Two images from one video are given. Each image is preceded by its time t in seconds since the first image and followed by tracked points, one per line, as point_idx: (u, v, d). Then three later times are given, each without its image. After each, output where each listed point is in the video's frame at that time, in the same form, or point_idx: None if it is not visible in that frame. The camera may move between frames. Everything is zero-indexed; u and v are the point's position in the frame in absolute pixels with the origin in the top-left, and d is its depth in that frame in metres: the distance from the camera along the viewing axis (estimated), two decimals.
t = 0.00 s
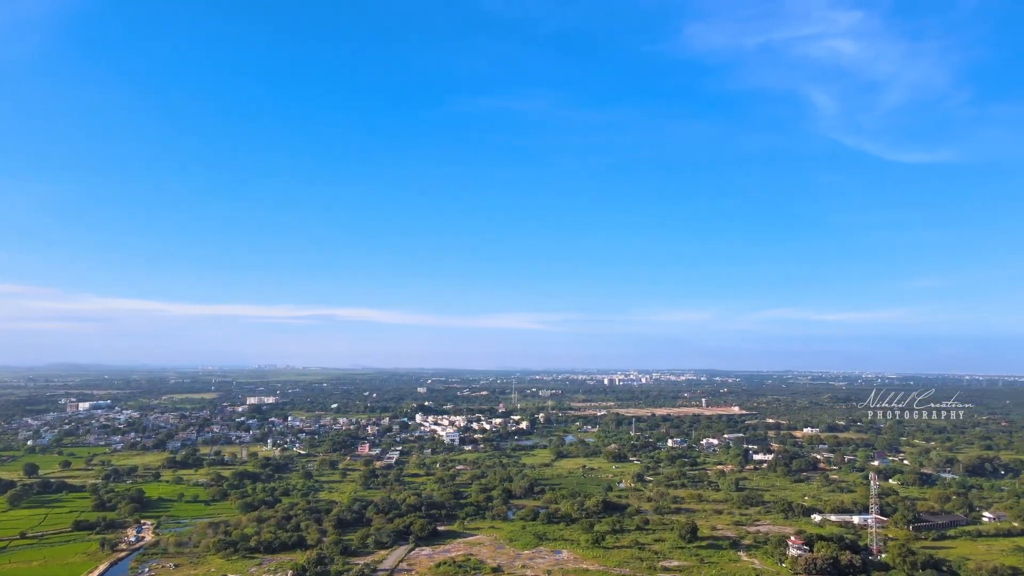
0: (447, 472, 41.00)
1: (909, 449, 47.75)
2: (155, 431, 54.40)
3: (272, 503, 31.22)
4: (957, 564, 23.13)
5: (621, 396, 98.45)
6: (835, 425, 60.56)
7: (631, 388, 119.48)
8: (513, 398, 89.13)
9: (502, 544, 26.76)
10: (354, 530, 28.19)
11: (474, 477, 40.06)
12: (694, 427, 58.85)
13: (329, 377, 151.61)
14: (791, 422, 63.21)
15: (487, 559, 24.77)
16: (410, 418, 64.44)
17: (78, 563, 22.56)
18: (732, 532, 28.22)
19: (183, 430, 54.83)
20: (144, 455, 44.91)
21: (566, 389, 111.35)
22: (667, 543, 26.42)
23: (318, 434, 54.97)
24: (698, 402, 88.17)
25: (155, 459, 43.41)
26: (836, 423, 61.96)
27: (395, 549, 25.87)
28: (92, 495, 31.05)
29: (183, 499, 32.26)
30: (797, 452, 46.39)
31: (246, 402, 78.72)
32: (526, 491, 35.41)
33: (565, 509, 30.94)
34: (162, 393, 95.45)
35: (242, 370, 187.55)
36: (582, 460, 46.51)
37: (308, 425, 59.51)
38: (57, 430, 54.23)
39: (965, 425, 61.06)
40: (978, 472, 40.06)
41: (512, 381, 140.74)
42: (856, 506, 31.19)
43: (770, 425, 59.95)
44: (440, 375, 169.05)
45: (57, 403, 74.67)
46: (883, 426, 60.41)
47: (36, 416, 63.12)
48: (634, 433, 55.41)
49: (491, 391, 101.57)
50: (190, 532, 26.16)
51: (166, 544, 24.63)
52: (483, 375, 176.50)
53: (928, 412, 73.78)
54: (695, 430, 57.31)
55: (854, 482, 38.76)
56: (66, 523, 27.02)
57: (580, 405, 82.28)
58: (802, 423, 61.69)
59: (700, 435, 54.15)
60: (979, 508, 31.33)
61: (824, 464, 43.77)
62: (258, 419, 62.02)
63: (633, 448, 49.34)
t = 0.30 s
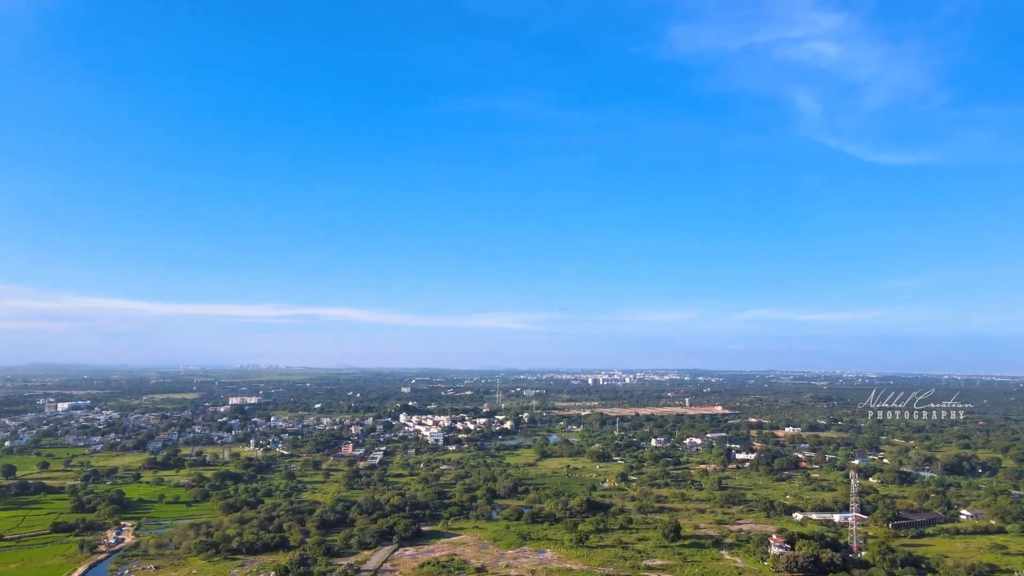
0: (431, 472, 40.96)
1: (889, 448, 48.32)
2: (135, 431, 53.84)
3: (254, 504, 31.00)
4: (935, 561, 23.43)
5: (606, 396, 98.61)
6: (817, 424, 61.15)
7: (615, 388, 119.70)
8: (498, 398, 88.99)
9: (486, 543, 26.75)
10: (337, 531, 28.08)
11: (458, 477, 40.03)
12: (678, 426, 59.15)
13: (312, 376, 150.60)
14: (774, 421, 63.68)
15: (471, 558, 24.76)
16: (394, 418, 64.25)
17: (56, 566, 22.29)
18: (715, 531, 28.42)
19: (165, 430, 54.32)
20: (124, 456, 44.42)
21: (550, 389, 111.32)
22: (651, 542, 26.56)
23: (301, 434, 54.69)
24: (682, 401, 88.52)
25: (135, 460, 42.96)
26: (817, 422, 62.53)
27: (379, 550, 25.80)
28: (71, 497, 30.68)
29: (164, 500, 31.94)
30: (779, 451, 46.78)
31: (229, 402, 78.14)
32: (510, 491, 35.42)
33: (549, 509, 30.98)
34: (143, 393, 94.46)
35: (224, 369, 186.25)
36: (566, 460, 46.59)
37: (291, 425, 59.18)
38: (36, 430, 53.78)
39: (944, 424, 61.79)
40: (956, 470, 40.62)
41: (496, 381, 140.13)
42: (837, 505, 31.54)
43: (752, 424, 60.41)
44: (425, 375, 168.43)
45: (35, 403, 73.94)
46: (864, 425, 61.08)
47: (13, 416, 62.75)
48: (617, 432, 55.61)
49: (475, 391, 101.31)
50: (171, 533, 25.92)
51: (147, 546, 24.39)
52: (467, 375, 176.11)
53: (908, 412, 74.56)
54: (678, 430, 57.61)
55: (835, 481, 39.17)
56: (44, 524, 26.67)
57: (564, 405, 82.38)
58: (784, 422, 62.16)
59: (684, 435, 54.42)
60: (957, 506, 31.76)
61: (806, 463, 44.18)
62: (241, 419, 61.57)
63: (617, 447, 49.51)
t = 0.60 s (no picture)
0: (416, 472, 40.90)
1: (871, 447, 48.84)
2: (117, 432, 53.28)
3: (238, 505, 30.76)
4: (916, 559, 23.70)
5: (591, 396, 98.71)
6: (800, 423, 61.62)
7: (601, 388, 119.77)
8: (483, 398, 88.81)
9: (471, 543, 26.75)
10: (322, 531, 27.95)
11: (443, 477, 39.97)
12: (663, 426, 59.39)
13: (296, 376, 149.40)
14: (757, 421, 64.10)
15: (456, 558, 24.75)
16: (379, 418, 64.03)
17: (35, 568, 22.04)
18: (699, 530, 28.58)
19: (147, 431, 53.80)
20: (105, 457, 43.91)
21: (535, 389, 111.27)
22: (636, 541, 26.68)
23: (285, 435, 54.36)
24: (667, 401, 88.77)
25: (117, 461, 42.48)
26: (800, 421, 63.02)
27: (363, 550, 25.71)
28: (51, 498, 30.29)
29: (146, 501, 31.65)
30: (763, 450, 47.10)
31: (212, 403, 77.53)
32: (496, 491, 35.42)
33: (534, 509, 31.00)
34: (124, 393, 93.44)
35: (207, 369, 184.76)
36: (551, 460, 46.60)
37: (275, 425, 58.84)
38: (15, 430, 53.21)
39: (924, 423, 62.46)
40: (936, 469, 41.09)
41: (481, 381, 139.48)
42: (819, 504, 31.82)
43: (736, 424, 60.81)
44: (410, 375, 167.73)
45: (15, 404, 73.05)
46: (846, 424, 61.61)
47: None
48: (603, 432, 55.76)
49: (461, 391, 100.97)
50: (153, 535, 25.69)
51: (128, 548, 24.14)
52: (453, 375, 175.58)
53: (890, 412, 75.27)
54: (663, 429, 57.82)
55: (817, 480, 39.53)
56: (23, 527, 26.34)
57: (549, 405, 82.42)
58: (768, 422, 62.58)
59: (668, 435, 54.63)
60: (936, 504, 32.15)
61: (789, 462, 44.53)
62: (224, 420, 61.04)
63: (602, 447, 49.61)
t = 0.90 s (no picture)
0: (399, 472, 40.79)
1: (850, 446, 49.40)
2: (94, 432, 52.61)
3: (218, 506, 30.50)
4: (893, 556, 24.00)
5: (573, 396, 98.79)
6: (780, 423, 62.13)
7: (584, 387, 119.79)
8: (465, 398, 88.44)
9: (453, 544, 26.72)
10: (303, 532, 27.78)
11: (426, 477, 39.90)
12: (645, 426, 59.65)
13: (277, 376, 147.81)
14: (739, 420, 64.52)
15: (439, 559, 24.72)
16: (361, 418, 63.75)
17: (10, 571, 21.72)
18: (680, 529, 28.75)
19: (125, 431, 53.16)
20: (82, 458, 43.34)
21: (518, 389, 111.21)
22: (617, 540, 26.79)
23: (266, 435, 53.96)
24: (649, 401, 89.03)
25: (94, 462, 41.94)
26: (781, 421, 63.56)
27: (345, 551, 25.58)
28: (26, 500, 29.86)
29: (124, 503, 31.29)
30: (744, 449, 47.43)
31: (191, 403, 76.76)
32: (478, 491, 35.40)
33: (517, 509, 31.03)
34: (101, 393, 92.20)
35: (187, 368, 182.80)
36: (534, 460, 46.61)
37: (256, 425, 58.42)
38: None
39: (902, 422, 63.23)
40: (913, 467, 41.62)
41: (463, 381, 137.60)
42: (799, 502, 32.13)
43: (718, 423, 61.25)
44: (392, 375, 166.84)
45: None
46: (826, 423, 62.18)
47: None
48: (585, 432, 55.92)
49: (443, 391, 100.37)
50: (131, 536, 25.41)
51: (106, 549, 23.85)
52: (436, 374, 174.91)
53: (870, 411, 76.07)
54: (645, 429, 58.06)
55: (797, 478, 39.93)
56: None
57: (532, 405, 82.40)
58: (748, 421, 63.05)
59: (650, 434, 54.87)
60: (913, 502, 32.58)
61: (769, 461, 44.90)
62: (204, 420, 60.46)
63: (584, 447, 49.72)
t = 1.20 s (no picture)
0: (380, 472, 40.66)
1: (828, 445, 49.96)
2: (70, 433, 51.90)
3: (196, 507, 30.18)
4: (870, 554, 24.32)
5: (556, 395, 98.77)
6: (760, 422, 62.64)
7: (566, 387, 119.81)
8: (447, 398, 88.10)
9: (435, 543, 26.70)
10: (283, 533, 27.58)
11: (407, 477, 39.80)
12: (626, 425, 59.90)
13: (256, 376, 146.29)
14: (719, 420, 64.94)
15: (420, 559, 24.67)
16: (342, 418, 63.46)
17: None
18: (661, 528, 28.93)
19: (101, 432, 52.48)
20: (57, 459, 42.71)
21: (499, 389, 110.93)
22: (598, 539, 26.87)
23: (246, 435, 53.53)
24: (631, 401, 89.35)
25: (69, 463, 41.34)
26: (761, 420, 64.09)
27: (325, 552, 25.44)
28: None
29: (100, 504, 30.87)
30: (724, 449, 47.80)
31: (169, 403, 75.98)
32: (460, 491, 35.35)
33: (498, 508, 31.04)
34: (77, 394, 90.96)
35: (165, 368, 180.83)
36: (516, 460, 46.63)
37: (236, 425, 57.97)
38: None
39: (879, 421, 64.08)
40: (890, 466, 42.17)
41: (445, 381, 136.89)
42: (778, 500, 32.45)
43: (698, 423, 61.69)
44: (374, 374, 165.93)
45: None
46: (805, 423, 62.81)
47: None
48: (567, 431, 56.06)
49: (425, 391, 99.90)
50: (107, 538, 25.08)
51: (81, 552, 23.53)
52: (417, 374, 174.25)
53: (848, 410, 76.89)
54: (626, 428, 58.35)
55: (776, 477, 40.34)
56: None
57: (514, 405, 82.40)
58: (728, 421, 63.51)
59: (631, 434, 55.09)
60: (890, 500, 33.03)
61: (749, 460, 45.29)
62: (183, 421, 59.86)
63: (566, 447, 49.83)
